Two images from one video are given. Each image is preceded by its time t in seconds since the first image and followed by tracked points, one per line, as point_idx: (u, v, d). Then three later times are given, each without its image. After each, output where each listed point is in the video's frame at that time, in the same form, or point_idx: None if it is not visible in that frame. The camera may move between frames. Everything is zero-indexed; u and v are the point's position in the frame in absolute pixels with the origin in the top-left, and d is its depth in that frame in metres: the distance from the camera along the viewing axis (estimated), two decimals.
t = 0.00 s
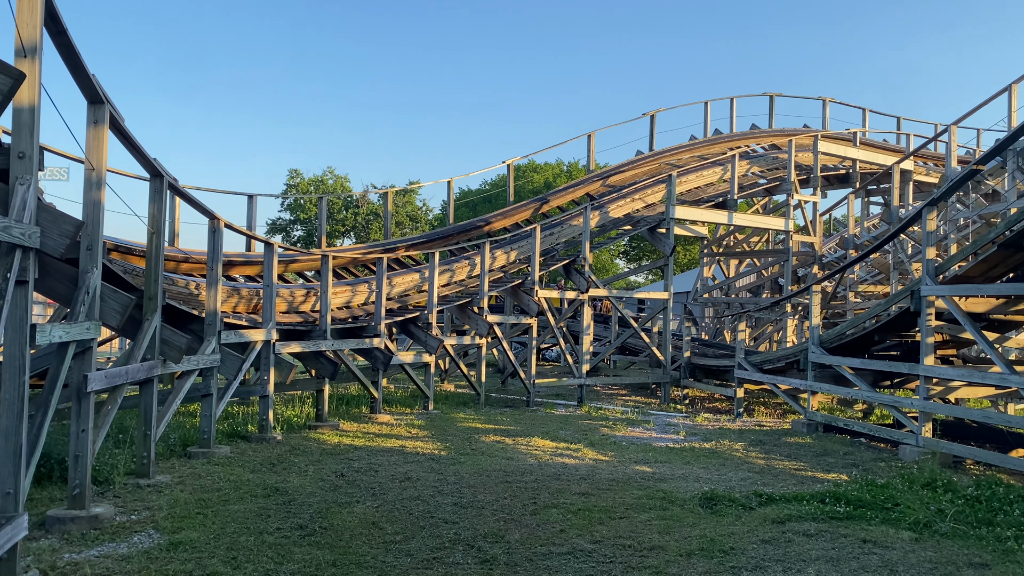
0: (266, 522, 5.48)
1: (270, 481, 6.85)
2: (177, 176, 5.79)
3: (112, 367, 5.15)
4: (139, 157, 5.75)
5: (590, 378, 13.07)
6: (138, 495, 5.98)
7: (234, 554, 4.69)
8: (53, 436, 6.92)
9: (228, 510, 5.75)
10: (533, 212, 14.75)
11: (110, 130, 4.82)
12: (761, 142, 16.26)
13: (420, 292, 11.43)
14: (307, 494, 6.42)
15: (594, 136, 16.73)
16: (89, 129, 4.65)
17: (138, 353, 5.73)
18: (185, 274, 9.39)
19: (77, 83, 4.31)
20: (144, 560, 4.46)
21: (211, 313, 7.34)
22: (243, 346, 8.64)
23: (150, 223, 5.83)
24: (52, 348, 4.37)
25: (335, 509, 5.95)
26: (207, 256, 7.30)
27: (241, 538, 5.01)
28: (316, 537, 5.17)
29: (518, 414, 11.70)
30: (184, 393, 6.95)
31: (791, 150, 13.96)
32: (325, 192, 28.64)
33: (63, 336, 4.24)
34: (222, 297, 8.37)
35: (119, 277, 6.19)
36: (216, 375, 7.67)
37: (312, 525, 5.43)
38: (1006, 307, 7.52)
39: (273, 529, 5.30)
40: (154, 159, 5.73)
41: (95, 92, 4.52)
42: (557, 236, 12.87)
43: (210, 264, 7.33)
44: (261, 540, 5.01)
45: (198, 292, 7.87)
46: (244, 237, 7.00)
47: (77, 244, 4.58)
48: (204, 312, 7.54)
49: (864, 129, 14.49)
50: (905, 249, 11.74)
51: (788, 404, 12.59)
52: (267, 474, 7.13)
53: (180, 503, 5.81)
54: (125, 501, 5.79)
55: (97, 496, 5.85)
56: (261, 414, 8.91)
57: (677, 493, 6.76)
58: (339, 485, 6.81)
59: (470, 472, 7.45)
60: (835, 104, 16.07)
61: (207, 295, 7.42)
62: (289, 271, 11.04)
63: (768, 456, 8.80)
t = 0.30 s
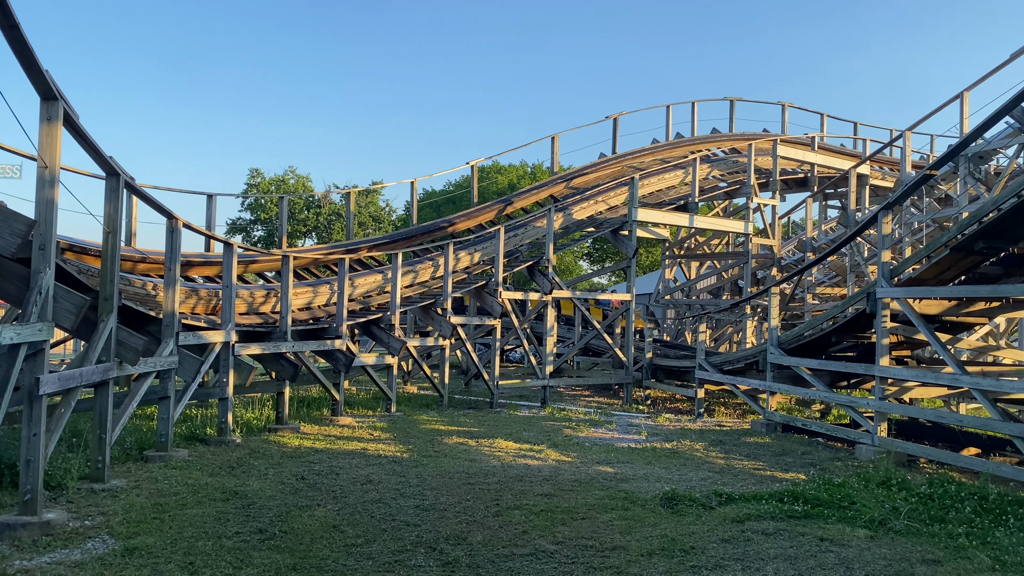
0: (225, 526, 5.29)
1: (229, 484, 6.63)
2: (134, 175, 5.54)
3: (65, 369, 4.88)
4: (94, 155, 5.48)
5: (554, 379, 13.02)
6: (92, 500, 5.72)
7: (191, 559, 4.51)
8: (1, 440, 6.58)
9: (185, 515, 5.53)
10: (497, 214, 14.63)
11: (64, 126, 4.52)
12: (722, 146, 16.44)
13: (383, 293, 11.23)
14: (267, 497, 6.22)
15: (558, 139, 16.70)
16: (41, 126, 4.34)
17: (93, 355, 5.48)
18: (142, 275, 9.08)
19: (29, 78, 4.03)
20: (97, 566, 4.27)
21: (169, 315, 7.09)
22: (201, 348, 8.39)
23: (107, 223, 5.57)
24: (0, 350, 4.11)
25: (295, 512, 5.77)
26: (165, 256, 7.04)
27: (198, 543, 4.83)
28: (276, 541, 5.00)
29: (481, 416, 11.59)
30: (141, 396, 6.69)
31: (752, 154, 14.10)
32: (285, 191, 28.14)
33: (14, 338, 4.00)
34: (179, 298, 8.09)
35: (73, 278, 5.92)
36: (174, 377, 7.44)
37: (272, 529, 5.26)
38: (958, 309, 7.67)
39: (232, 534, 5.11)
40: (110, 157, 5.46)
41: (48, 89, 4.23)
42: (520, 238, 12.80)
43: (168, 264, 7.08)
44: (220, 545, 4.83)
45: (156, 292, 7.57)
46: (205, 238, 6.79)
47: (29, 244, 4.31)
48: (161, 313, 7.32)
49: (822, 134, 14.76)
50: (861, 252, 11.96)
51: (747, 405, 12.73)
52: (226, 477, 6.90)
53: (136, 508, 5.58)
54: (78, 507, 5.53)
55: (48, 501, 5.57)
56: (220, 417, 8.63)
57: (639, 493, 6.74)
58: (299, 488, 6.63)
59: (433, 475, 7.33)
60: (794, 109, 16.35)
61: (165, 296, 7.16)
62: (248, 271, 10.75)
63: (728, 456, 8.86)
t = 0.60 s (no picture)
0: (183, 532, 5.13)
1: (187, 489, 6.41)
2: (90, 174, 5.32)
3: (18, 373, 4.63)
4: (47, 152, 5.24)
5: (518, 381, 12.96)
6: (45, 507, 5.48)
7: (145, 567, 4.38)
8: None
9: (143, 520, 5.34)
10: (462, 216, 14.51)
11: (16, 125, 4.28)
12: (684, 151, 16.59)
13: (346, 295, 11.06)
14: (227, 502, 6.03)
15: (522, 141, 16.66)
16: None
17: (47, 358, 5.21)
18: (98, 276, 8.76)
19: None
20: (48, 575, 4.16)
21: (127, 316, 6.80)
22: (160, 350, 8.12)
23: (61, 222, 5.31)
24: None
25: (255, 517, 5.61)
26: (122, 257, 6.79)
27: (155, 549, 4.71)
28: (235, 546, 4.86)
29: (445, 419, 11.46)
30: (96, 400, 6.41)
31: (711, 159, 14.26)
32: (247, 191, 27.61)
33: None
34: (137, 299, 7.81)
35: (25, 279, 5.64)
36: (131, 380, 7.12)
37: (231, 534, 5.11)
38: (914, 311, 7.81)
39: (191, 539, 4.97)
40: (63, 155, 5.24)
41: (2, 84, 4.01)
42: (485, 240, 12.65)
43: (125, 265, 6.82)
44: (178, 552, 4.70)
45: (113, 294, 7.31)
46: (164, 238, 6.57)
47: None
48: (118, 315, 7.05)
49: (782, 139, 15.01)
50: (820, 256, 12.18)
51: (709, 406, 12.84)
52: (185, 482, 6.67)
53: (91, 513, 5.38)
54: (30, 514, 5.30)
55: None
56: (180, 420, 8.33)
57: (601, 495, 6.71)
58: (260, 492, 6.44)
59: (396, 478, 7.19)
60: (755, 114, 16.58)
61: (122, 298, 6.89)
62: (209, 273, 10.45)
63: (690, 457, 8.89)
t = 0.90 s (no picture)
0: (141, 538, 4.96)
1: (146, 495, 6.19)
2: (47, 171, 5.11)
3: None
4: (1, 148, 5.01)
5: (484, 384, 12.85)
6: None
7: None
8: None
9: (99, 528, 5.15)
10: (428, 218, 14.36)
11: None
12: (649, 155, 16.71)
13: (309, 298, 10.86)
14: (188, 508, 5.84)
15: (489, 144, 16.59)
16: None
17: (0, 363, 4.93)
18: (54, 278, 8.44)
19: None
20: None
21: (84, 319, 6.54)
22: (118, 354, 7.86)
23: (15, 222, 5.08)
24: None
25: (216, 523, 5.44)
26: (80, 259, 6.54)
27: (113, 557, 4.55)
28: (196, 553, 4.71)
29: (410, 423, 11.32)
30: (52, 406, 6.15)
31: (678, 164, 14.31)
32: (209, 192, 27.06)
33: None
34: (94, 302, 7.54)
35: None
36: (88, 384, 6.86)
37: (191, 541, 4.95)
38: (873, 314, 7.93)
39: (150, 546, 4.81)
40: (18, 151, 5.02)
41: None
42: (450, 243, 12.53)
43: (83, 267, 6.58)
44: (136, 559, 4.54)
45: (71, 297, 7.04)
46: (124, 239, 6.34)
47: None
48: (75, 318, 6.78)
49: (745, 145, 15.21)
50: (782, 259, 12.35)
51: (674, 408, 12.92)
52: (143, 488, 6.44)
53: (44, 521, 5.16)
54: None
55: None
56: (138, 425, 8.03)
57: (566, 497, 6.67)
58: (221, 498, 6.25)
59: (361, 483, 7.05)
60: (718, 120, 16.77)
61: (79, 301, 6.63)
62: (169, 275, 10.15)
63: (655, 459, 8.91)
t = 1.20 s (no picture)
0: (99, 546, 4.80)
1: (105, 501, 5.98)
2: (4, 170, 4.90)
3: None
4: None
5: (451, 388, 12.75)
6: None
7: None
8: None
9: (54, 535, 4.95)
10: (396, 221, 14.21)
11: None
12: (617, 160, 16.81)
13: (274, 302, 10.63)
14: (148, 514, 5.66)
15: (457, 148, 16.49)
16: None
17: None
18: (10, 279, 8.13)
19: None
20: None
21: (42, 322, 6.30)
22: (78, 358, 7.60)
23: None
24: None
25: (177, 529, 5.28)
26: (38, 261, 6.30)
27: (69, 565, 4.40)
28: (156, 560, 4.56)
29: (376, 427, 11.17)
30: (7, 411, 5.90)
31: (644, 169, 14.43)
32: (172, 193, 26.49)
33: None
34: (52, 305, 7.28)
35: None
36: (46, 389, 6.61)
37: (151, 548, 4.80)
38: (835, 319, 8.06)
39: (108, 554, 4.65)
40: None
41: None
42: (418, 247, 12.41)
43: (42, 269, 6.33)
44: (92, 568, 4.38)
45: (28, 299, 6.74)
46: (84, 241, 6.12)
47: None
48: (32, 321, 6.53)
49: (710, 151, 15.39)
50: (746, 264, 12.51)
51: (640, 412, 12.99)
52: (102, 494, 6.21)
53: None
54: None
55: None
56: (98, 430, 7.75)
57: (532, 501, 6.62)
58: (183, 504, 6.06)
59: (326, 488, 6.91)
60: (685, 126, 16.95)
61: (37, 304, 6.38)
62: (130, 278, 9.85)
63: (622, 462, 8.93)
